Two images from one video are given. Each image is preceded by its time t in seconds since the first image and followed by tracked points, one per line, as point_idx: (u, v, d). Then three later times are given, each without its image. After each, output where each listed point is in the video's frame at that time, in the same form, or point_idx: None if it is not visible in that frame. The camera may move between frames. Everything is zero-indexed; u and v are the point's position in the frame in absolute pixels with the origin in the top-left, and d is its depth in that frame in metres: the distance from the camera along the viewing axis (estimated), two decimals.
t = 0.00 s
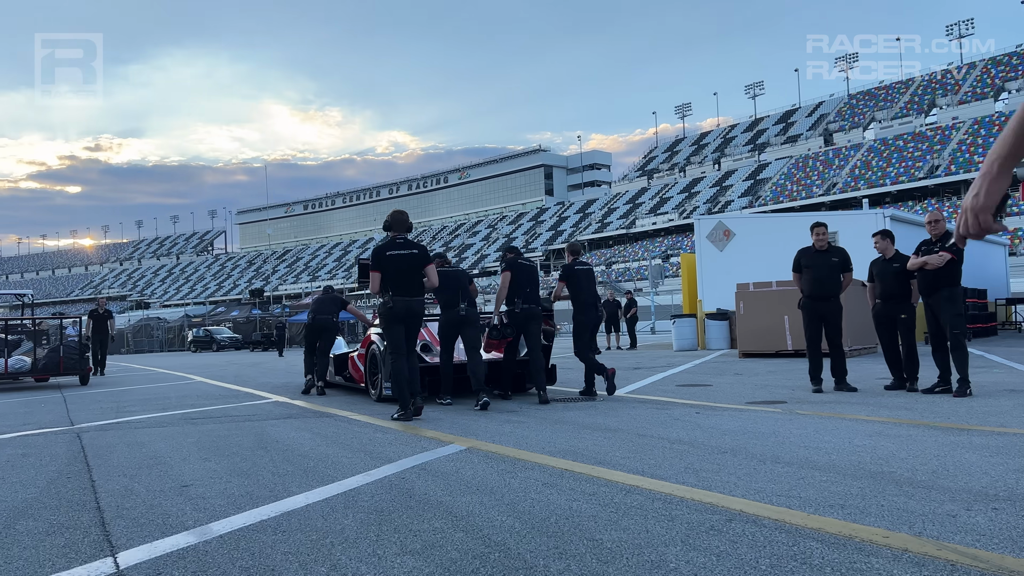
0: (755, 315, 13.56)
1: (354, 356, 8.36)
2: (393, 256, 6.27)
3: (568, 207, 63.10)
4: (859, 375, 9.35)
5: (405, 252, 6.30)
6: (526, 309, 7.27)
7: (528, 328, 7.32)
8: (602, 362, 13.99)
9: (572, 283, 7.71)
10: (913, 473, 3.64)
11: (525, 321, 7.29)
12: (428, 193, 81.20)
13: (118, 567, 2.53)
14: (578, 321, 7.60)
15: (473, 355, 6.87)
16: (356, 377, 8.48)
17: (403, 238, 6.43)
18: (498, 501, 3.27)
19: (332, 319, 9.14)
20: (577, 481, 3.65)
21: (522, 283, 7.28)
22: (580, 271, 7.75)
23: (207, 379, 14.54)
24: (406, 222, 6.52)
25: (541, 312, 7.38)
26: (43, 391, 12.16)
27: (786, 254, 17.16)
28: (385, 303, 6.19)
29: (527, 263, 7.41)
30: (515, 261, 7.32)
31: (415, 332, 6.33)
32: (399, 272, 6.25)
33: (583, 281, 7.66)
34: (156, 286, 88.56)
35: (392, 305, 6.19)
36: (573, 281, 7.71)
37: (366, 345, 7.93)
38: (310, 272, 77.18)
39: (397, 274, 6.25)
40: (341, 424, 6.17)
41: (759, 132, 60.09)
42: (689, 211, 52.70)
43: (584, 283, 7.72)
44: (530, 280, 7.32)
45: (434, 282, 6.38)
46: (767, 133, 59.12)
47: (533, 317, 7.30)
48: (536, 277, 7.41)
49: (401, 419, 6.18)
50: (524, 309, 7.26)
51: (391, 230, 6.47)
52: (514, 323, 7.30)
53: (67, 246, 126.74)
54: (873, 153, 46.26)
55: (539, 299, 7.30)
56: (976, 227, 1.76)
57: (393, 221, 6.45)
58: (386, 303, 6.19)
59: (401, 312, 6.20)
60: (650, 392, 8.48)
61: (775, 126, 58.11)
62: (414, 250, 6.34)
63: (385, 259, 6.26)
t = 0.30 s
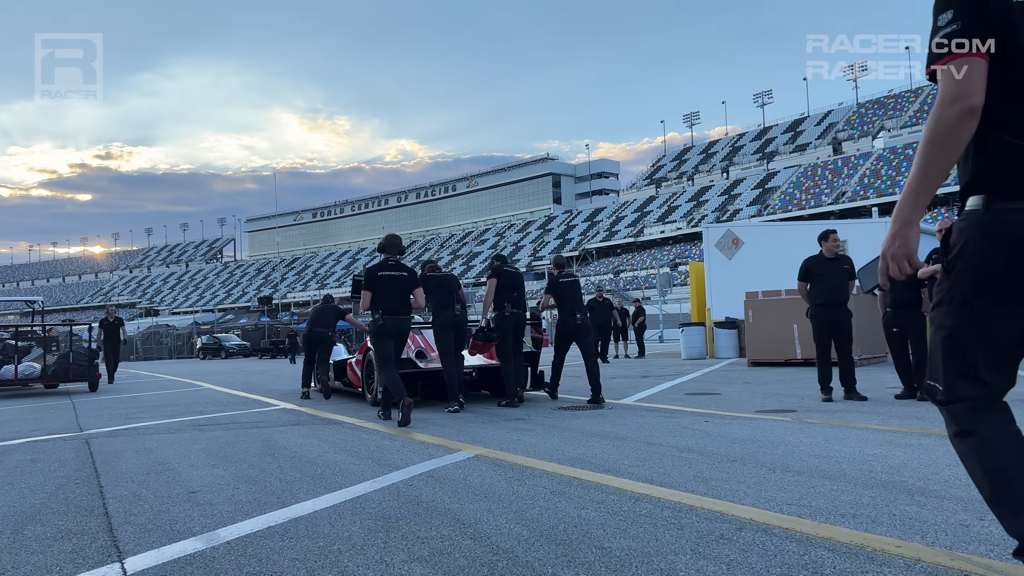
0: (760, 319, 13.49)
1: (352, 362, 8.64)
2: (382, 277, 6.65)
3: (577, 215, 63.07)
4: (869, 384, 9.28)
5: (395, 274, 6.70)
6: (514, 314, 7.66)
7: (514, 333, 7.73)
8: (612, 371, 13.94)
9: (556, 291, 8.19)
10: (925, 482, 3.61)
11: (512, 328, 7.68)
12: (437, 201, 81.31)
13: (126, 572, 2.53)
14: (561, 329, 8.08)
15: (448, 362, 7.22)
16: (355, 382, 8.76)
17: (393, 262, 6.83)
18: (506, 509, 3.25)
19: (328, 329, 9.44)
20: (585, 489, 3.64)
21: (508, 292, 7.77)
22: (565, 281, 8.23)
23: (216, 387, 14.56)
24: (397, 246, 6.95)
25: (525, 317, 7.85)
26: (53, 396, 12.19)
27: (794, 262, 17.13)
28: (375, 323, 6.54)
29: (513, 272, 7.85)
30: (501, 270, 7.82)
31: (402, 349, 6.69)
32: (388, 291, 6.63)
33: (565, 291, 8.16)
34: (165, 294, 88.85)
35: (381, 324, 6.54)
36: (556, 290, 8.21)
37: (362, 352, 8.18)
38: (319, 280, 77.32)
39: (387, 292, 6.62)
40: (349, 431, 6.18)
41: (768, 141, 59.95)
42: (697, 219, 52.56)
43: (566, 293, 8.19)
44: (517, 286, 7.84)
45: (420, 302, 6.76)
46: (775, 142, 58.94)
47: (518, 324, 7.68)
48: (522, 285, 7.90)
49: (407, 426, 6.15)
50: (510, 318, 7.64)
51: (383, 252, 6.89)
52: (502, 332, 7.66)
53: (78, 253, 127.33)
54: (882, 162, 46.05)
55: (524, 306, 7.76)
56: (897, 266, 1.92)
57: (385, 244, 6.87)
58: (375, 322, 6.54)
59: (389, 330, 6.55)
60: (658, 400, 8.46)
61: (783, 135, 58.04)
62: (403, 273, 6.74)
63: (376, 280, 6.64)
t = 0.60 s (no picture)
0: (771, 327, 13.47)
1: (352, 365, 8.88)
2: (376, 281, 7.03)
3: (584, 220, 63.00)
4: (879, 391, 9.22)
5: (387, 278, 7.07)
6: (507, 325, 7.84)
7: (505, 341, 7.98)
8: (619, 376, 13.90)
9: (543, 298, 8.50)
10: (937, 490, 3.58)
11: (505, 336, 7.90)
12: (444, 206, 81.35)
13: None
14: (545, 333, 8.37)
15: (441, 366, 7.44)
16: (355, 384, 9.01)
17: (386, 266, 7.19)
18: (514, 516, 3.24)
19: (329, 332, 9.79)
20: (595, 496, 3.62)
21: (501, 298, 8.03)
22: (549, 287, 8.57)
23: (224, 391, 14.58)
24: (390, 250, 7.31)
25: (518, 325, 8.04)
26: (63, 401, 12.21)
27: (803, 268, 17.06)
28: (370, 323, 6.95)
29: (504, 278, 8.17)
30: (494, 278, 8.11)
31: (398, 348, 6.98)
32: (382, 295, 7.01)
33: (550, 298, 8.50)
34: (173, 298, 89.14)
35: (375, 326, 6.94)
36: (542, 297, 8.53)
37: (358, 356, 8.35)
38: (326, 285, 77.41)
39: (380, 296, 7.00)
40: (356, 436, 6.19)
41: (776, 146, 59.79)
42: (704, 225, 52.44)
43: (551, 297, 8.53)
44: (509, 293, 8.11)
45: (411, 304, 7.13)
46: (784, 147, 58.77)
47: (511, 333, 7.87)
48: (515, 293, 8.17)
49: (417, 434, 6.14)
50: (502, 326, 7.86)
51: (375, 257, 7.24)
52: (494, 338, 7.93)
53: (88, 258, 127.94)
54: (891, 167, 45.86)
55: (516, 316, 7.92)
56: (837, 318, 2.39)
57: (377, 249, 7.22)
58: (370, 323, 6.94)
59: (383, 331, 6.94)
60: (665, 406, 8.44)
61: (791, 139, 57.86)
62: (395, 276, 7.11)
63: (370, 284, 7.02)
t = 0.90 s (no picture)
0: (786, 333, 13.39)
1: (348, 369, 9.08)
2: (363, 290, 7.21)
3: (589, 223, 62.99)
4: (884, 394, 9.21)
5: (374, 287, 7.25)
6: (496, 329, 7.96)
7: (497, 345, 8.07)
8: (624, 379, 13.92)
9: (532, 308, 8.54)
10: (945, 494, 3.57)
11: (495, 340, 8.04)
12: (449, 209, 81.41)
13: None
14: (538, 339, 8.47)
15: (445, 368, 7.73)
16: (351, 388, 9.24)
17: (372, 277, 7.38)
18: (520, 519, 3.24)
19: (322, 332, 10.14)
20: (602, 499, 3.61)
21: (495, 305, 7.99)
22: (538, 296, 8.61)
23: (231, 393, 14.61)
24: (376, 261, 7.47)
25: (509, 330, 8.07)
26: (70, 404, 12.26)
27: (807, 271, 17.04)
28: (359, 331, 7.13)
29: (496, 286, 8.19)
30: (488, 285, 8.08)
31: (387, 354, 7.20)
32: (369, 304, 7.18)
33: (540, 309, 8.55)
34: (179, 301, 89.38)
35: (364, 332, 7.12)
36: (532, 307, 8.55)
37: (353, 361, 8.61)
38: (331, 287, 77.53)
39: (368, 305, 7.17)
40: (361, 439, 6.21)
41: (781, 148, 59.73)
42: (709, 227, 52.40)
43: (541, 306, 8.58)
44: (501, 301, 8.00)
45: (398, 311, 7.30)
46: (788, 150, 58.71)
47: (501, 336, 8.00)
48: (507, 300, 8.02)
49: (422, 437, 6.16)
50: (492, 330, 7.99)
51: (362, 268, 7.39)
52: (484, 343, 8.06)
53: (96, 261, 128.40)
54: (897, 169, 45.78)
55: (507, 320, 8.00)
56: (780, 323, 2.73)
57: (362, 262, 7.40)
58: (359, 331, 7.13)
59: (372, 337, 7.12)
60: (670, 409, 8.44)
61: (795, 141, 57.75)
62: (382, 285, 7.28)
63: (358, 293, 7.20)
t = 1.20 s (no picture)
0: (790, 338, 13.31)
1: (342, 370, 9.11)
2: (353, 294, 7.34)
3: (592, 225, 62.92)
4: (887, 396, 9.20)
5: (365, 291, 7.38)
6: (485, 329, 8.13)
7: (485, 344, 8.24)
8: (627, 381, 13.91)
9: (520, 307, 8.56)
10: (951, 497, 3.56)
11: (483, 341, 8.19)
12: (452, 211, 81.35)
13: None
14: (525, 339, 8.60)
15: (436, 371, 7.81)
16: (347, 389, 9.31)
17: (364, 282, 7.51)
18: (524, 523, 3.24)
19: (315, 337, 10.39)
20: (606, 504, 3.60)
21: (479, 307, 8.20)
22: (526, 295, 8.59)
23: (234, 396, 14.60)
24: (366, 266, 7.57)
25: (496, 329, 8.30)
26: (73, 407, 12.27)
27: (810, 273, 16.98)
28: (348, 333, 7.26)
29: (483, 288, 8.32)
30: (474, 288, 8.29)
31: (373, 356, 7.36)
32: (360, 307, 7.31)
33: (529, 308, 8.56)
34: (182, 303, 89.46)
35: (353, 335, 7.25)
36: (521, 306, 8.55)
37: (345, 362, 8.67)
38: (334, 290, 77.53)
39: (357, 310, 7.29)
40: (364, 442, 6.22)
41: (784, 150, 59.60)
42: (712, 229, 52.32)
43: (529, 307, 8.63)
44: (485, 303, 8.25)
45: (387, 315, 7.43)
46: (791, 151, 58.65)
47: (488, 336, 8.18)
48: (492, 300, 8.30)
49: (423, 440, 6.15)
50: (481, 330, 8.15)
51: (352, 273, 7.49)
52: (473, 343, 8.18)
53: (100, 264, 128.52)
54: (900, 170, 45.68)
55: (494, 320, 8.24)
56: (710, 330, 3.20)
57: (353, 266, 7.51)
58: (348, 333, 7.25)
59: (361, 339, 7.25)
60: (672, 411, 8.44)
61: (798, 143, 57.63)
62: (371, 290, 7.40)
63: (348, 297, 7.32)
